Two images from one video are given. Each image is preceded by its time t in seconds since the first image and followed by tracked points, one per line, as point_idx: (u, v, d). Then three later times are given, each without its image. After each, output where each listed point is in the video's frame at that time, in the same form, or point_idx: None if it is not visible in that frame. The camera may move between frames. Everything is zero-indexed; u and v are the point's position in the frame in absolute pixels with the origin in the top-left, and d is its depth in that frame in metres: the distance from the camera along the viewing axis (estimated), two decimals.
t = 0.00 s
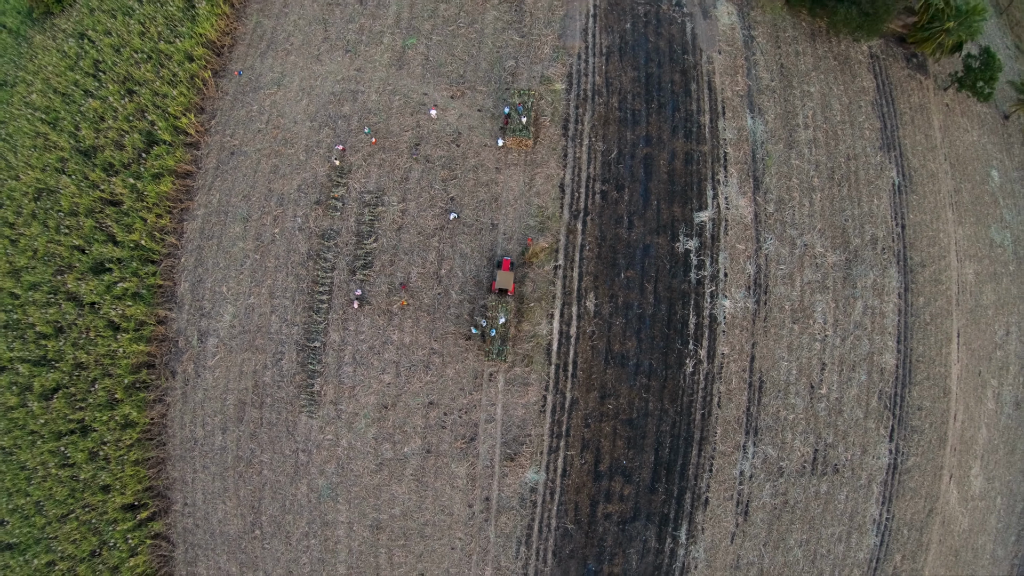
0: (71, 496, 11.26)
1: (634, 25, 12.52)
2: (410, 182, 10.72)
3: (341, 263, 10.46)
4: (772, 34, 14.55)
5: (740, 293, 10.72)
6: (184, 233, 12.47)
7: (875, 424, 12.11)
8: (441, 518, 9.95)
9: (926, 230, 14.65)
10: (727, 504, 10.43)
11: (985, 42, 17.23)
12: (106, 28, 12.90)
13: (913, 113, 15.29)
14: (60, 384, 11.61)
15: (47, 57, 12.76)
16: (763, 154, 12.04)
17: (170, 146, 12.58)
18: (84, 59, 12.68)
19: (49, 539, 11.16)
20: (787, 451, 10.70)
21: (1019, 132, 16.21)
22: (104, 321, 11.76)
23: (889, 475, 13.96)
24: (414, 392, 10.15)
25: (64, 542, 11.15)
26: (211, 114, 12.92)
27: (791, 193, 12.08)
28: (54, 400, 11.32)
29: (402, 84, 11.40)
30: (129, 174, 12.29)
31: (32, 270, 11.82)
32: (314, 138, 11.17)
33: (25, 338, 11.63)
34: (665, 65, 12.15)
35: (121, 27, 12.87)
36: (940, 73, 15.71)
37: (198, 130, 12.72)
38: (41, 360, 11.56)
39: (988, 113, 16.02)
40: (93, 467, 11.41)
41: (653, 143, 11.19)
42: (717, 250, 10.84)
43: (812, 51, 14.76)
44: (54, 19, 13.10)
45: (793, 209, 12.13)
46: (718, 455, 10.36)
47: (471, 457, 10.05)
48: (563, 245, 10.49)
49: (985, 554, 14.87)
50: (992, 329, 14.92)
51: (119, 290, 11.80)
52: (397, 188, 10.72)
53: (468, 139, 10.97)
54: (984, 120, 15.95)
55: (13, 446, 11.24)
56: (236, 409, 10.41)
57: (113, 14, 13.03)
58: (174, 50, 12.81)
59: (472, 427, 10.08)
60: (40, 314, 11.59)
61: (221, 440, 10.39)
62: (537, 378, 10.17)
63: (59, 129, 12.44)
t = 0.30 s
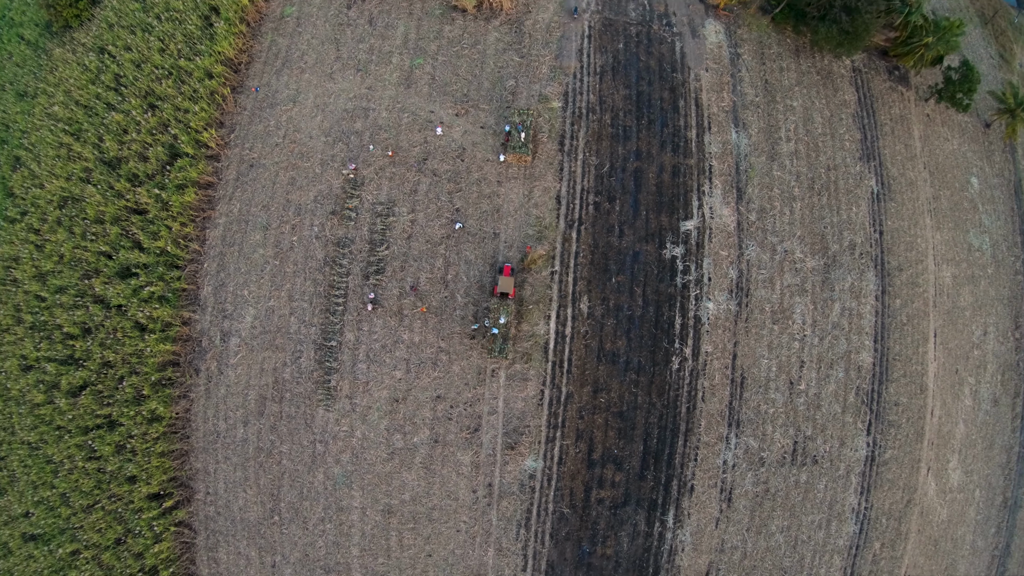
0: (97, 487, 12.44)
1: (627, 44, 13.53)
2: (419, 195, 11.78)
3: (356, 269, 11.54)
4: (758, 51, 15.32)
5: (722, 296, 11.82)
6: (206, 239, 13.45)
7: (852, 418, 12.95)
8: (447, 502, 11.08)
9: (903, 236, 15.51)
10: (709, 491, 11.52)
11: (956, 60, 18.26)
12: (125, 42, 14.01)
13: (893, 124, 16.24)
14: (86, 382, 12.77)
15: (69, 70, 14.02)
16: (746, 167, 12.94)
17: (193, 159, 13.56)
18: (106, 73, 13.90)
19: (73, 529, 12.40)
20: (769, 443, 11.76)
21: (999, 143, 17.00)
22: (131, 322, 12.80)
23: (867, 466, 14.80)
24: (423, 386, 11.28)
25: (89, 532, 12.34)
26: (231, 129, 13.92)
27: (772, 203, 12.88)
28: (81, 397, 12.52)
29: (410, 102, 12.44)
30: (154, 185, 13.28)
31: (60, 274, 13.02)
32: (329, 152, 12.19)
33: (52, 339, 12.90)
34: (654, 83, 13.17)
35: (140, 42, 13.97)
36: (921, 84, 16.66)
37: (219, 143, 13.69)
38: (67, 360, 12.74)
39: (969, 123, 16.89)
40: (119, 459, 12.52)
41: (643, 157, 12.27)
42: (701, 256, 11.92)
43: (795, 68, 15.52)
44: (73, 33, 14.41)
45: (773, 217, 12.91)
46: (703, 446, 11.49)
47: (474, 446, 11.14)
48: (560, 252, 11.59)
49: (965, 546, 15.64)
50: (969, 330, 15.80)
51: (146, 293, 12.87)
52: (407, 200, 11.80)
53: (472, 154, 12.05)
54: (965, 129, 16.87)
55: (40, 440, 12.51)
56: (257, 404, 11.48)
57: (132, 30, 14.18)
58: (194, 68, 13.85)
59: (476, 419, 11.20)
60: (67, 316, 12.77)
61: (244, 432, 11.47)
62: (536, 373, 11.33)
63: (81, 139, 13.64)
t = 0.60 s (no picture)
0: (119, 481, 13.57)
1: (618, 65, 14.53)
2: (424, 208, 12.89)
3: (365, 277, 12.71)
4: (742, 68, 16.20)
5: (705, 302, 13.04)
6: (223, 248, 14.39)
7: (830, 416, 13.84)
8: (450, 492, 12.19)
9: (881, 244, 16.38)
10: (694, 483, 12.70)
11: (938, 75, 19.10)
12: (141, 58, 15.38)
13: (873, 137, 17.19)
14: (110, 382, 13.87)
15: (87, 85, 15.44)
16: (729, 181, 13.93)
17: (211, 173, 14.47)
18: (123, 88, 15.29)
19: (94, 522, 13.53)
20: (750, 438, 13.02)
21: (979, 152, 18.17)
22: (153, 326, 13.82)
23: (846, 461, 15.64)
24: (428, 385, 12.40)
25: (111, 524, 13.44)
26: (246, 144, 14.86)
27: (753, 214, 13.76)
28: (104, 396, 13.64)
29: (415, 121, 13.54)
30: (175, 197, 14.29)
31: (83, 280, 14.28)
32: (340, 167, 13.33)
33: (75, 341, 14.07)
34: (644, 101, 14.13)
35: (156, 60, 15.29)
36: (902, 98, 17.73)
37: (235, 158, 14.61)
38: (90, 361, 13.91)
39: (950, 133, 18.06)
40: (141, 454, 13.61)
41: (631, 172, 13.41)
42: (686, 265, 13.11)
43: (779, 84, 16.38)
44: (88, 47, 15.90)
45: (754, 228, 13.75)
46: (688, 440, 12.65)
47: (474, 440, 12.28)
48: (554, 261, 12.75)
49: (943, 538, 16.74)
50: (946, 332, 16.81)
51: (168, 299, 13.84)
52: (413, 213, 12.91)
53: (473, 170, 13.18)
54: (946, 140, 17.93)
55: (63, 438, 13.66)
56: (273, 402, 12.58)
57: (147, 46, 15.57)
58: (210, 86, 14.93)
59: (476, 415, 12.28)
60: (91, 320, 13.96)
61: (261, 429, 12.60)
62: (531, 372, 12.47)
63: (100, 152, 15.03)
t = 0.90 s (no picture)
0: (141, 475, 14.58)
1: (611, 82, 15.49)
2: (429, 219, 14.05)
3: (375, 283, 13.87)
4: (729, 84, 17.06)
5: (691, 305, 14.17)
6: (241, 255, 15.30)
7: (811, 413, 14.74)
8: (454, 482, 13.40)
9: (861, 250, 17.28)
10: (680, 474, 13.82)
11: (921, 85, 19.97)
12: (157, 74, 16.47)
13: (856, 147, 18.11)
14: (131, 381, 14.87)
15: (104, 98, 16.65)
16: (715, 192, 14.90)
17: (229, 185, 15.37)
18: (140, 101, 16.37)
19: (116, 514, 14.64)
20: (733, 432, 14.09)
21: (961, 160, 19.10)
22: (174, 329, 14.75)
23: (827, 455, 16.52)
24: (433, 382, 13.56)
25: (132, 516, 14.48)
26: (261, 157, 15.77)
27: (737, 223, 14.76)
28: (126, 395, 14.66)
29: (420, 136, 14.63)
30: (194, 207, 15.20)
31: (104, 285, 15.35)
32: (350, 179, 14.42)
33: (97, 343, 15.20)
34: (635, 117, 15.14)
35: (172, 75, 16.33)
36: (885, 110, 18.64)
37: (250, 171, 15.49)
38: (112, 362, 14.98)
39: (932, 142, 18.97)
40: (162, 449, 14.55)
41: (623, 185, 14.48)
42: (673, 271, 14.27)
43: (764, 98, 17.26)
44: (105, 61, 17.08)
45: (739, 236, 14.76)
46: (674, 435, 13.84)
47: (476, 434, 13.50)
48: (550, 269, 13.95)
49: (925, 531, 17.63)
50: (925, 333, 17.69)
51: (188, 303, 14.76)
52: (419, 223, 14.06)
53: (474, 183, 14.32)
54: (927, 149, 18.85)
55: (86, 434, 14.78)
56: (289, 399, 13.75)
57: (162, 61, 16.64)
58: (227, 102, 15.82)
59: (478, 410, 13.53)
60: (113, 323, 14.98)
61: (277, 424, 13.78)
62: (529, 370, 13.63)
63: (119, 163, 16.13)
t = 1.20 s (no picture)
0: (160, 469, 15.43)
1: (604, 97, 16.54)
2: (434, 229, 15.37)
3: (382, 288, 15.17)
4: (717, 97, 17.96)
5: (678, 308, 15.26)
6: (257, 261, 16.03)
7: (794, 409, 15.65)
8: (456, 473, 14.56)
9: (843, 255, 18.17)
10: (668, 466, 14.89)
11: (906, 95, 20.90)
12: (173, 87, 17.40)
13: (839, 156, 19.00)
14: (150, 380, 15.76)
15: (121, 108, 17.58)
16: (702, 201, 15.94)
17: (243, 195, 16.22)
18: (156, 113, 17.32)
19: (134, 507, 15.50)
20: (718, 427, 15.12)
21: (944, 167, 20.00)
22: (193, 330, 15.63)
23: (809, 449, 17.34)
24: (438, 379, 14.72)
25: (151, 508, 15.33)
26: (274, 168, 16.66)
27: (723, 231, 15.78)
28: (145, 393, 15.56)
29: (425, 150, 15.92)
30: (211, 215, 16.09)
31: (124, 289, 16.26)
32: (359, 190, 15.85)
33: (117, 344, 16.10)
34: (627, 131, 16.22)
35: (187, 89, 17.26)
36: (868, 120, 19.54)
37: (263, 181, 16.39)
38: (132, 362, 15.86)
39: (915, 151, 19.91)
40: (181, 444, 15.42)
41: (615, 195, 15.63)
42: (662, 276, 15.36)
43: (750, 110, 18.16)
44: (120, 73, 18.00)
45: (725, 243, 15.78)
46: (664, 429, 14.89)
47: (478, 428, 14.69)
48: (546, 274, 15.11)
49: (907, 523, 18.49)
50: (906, 334, 18.59)
51: (207, 306, 15.64)
52: (424, 232, 15.34)
53: (476, 194, 15.57)
54: (910, 157, 19.79)
55: (106, 431, 15.68)
56: (301, 395, 15.18)
57: (177, 75, 17.57)
58: (240, 116, 16.73)
59: (479, 405, 14.74)
60: (133, 325, 15.85)
61: (290, 420, 15.19)
62: (526, 368, 14.79)
63: (136, 172, 17.04)
